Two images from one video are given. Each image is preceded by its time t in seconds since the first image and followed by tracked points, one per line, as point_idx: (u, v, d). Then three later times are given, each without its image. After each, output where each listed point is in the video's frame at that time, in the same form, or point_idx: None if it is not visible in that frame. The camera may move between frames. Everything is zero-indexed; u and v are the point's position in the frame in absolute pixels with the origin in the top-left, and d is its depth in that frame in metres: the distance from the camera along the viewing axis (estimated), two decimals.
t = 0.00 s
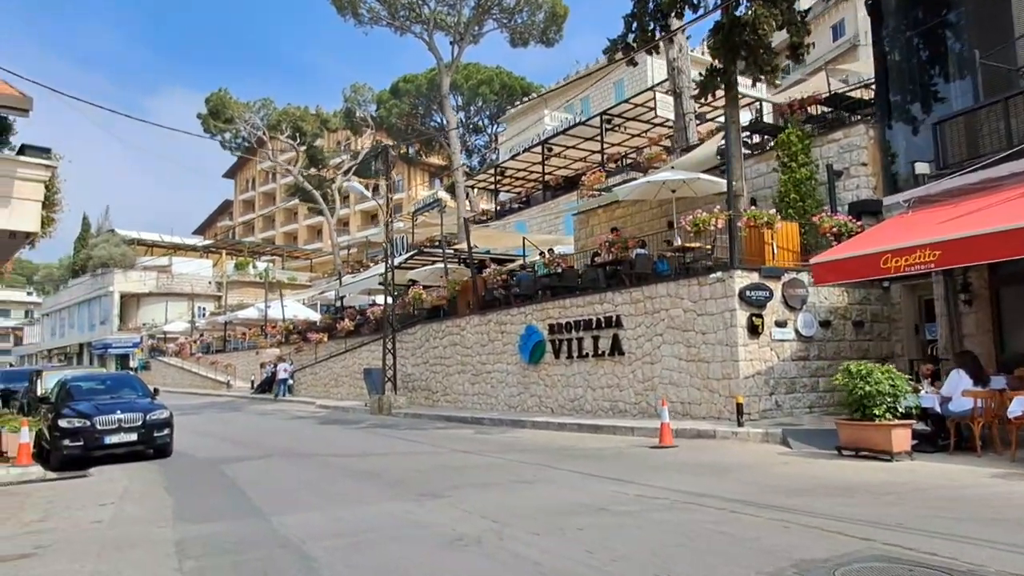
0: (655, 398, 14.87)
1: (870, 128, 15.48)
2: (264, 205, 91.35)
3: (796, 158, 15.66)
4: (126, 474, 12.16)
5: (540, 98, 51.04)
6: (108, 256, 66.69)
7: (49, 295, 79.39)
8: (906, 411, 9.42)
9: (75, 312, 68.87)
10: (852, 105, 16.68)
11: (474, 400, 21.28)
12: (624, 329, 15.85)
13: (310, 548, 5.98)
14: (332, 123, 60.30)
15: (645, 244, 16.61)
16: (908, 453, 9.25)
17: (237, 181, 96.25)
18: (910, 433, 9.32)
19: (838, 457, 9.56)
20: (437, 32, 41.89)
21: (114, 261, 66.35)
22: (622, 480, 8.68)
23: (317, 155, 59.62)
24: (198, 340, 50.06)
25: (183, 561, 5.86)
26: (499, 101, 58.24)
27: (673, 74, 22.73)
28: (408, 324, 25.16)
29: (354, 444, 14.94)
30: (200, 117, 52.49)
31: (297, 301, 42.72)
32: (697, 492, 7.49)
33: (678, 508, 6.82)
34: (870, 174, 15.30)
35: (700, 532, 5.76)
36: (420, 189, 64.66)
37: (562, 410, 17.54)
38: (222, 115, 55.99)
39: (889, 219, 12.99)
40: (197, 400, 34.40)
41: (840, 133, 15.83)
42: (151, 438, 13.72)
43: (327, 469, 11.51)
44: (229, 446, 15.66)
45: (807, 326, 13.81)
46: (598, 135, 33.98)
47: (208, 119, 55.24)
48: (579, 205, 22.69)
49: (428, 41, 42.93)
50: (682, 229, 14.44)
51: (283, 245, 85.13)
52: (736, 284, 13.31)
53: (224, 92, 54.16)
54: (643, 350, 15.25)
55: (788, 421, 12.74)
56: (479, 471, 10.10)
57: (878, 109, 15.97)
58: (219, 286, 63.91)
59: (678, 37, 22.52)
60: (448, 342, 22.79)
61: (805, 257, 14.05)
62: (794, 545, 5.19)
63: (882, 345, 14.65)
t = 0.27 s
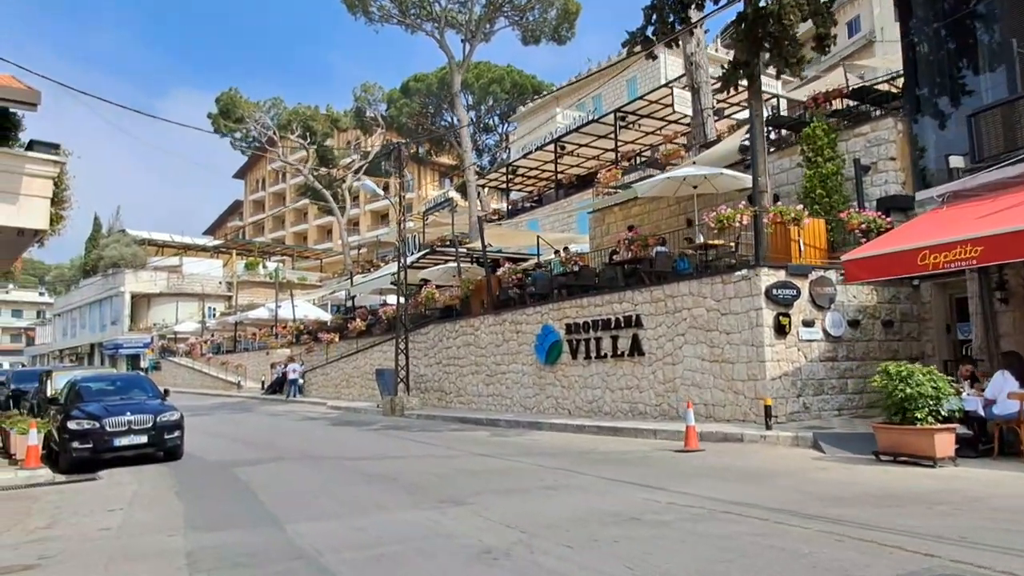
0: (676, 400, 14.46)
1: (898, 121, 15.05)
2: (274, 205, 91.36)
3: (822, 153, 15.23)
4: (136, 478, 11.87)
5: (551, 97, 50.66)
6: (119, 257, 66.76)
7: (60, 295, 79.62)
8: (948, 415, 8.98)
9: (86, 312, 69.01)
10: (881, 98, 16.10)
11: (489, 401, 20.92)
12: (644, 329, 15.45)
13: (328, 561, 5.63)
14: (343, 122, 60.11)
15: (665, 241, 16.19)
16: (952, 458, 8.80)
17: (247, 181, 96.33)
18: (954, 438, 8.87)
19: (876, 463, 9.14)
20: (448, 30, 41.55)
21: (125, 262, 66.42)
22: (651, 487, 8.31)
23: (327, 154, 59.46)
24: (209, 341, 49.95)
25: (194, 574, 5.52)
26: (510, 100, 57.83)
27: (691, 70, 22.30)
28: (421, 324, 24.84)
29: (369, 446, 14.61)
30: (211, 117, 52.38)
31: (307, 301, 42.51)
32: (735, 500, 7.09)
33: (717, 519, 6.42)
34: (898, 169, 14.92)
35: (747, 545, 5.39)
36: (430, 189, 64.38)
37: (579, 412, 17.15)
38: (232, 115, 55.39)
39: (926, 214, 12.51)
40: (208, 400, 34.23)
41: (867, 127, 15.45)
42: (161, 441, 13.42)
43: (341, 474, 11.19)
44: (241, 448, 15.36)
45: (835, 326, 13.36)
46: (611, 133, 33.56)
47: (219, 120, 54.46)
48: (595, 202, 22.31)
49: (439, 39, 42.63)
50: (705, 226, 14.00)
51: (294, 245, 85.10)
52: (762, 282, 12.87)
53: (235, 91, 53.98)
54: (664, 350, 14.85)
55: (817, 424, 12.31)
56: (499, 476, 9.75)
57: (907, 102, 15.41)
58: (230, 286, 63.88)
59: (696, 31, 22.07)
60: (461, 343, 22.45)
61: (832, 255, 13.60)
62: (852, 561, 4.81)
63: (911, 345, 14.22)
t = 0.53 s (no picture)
0: (693, 399, 14.09)
1: (920, 113, 14.72)
2: (278, 206, 91.19)
3: (841, 146, 14.84)
4: (140, 481, 11.55)
5: (557, 95, 50.33)
6: (123, 258, 66.59)
7: (65, 297, 79.58)
8: (987, 414, 8.62)
9: (91, 313, 68.87)
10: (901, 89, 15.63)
11: (498, 402, 20.58)
12: (659, 326, 15.10)
13: (344, 570, 5.30)
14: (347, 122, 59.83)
15: (680, 237, 15.82)
16: (991, 459, 8.44)
17: (251, 182, 96.21)
18: (993, 438, 8.51)
19: (909, 464, 8.79)
20: (452, 28, 41.25)
21: (129, 263, 66.24)
22: (678, 490, 7.95)
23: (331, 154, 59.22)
24: (213, 342, 49.72)
25: None
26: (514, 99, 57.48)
27: (702, 64, 21.92)
28: (428, 324, 24.51)
29: (378, 447, 14.27)
30: (214, 117, 52.15)
31: (312, 302, 42.24)
32: (770, 504, 6.73)
33: (754, 525, 6.06)
34: (920, 162, 14.56)
35: (793, 554, 5.04)
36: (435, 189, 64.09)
37: (592, 411, 16.79)
38: (236, 115, 55.43)
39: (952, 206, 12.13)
40: (213, 402, 33.98)
41: (888, 119, 15.11)
42: (166, 443, 13.10)
43: (352, 476, 10.87)
44: (247, 450, 15.04)
45: (858, 322, 12.98)
46: (619, 131, 33.19)
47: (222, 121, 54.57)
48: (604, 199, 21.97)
49: (444, 37, 42.34)
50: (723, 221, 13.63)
51: (298, 246, 84.88)
52: (783, 278, 12.49)
53: (238, 91, 53.75)
54: (681, 348, 14.49)
55: (841, 424, 11.93)
56: (517, 478, 9.40)
57: (927, 94, 15.03)
58: (234, 287, 63.71)
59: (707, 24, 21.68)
60: (469, 342, 22.11)
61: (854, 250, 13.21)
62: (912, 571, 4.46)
63: (935, 342, 13.83)
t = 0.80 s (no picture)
0: (713, 401, 13.69)
1: (947, 106, 14.22)
2: (284, 205, 91.03)
3: (866, 139, 14.41)
4: (145, 483, 11.23)
5: (566, 93, 49.93)
6: (129, 256, 66.50)
7: (72, 295, 79.60)
8: None
9: (97, 312, 68.82)
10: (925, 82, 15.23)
11: (509, 402, 20.21)
12: (677, 325, 14.69)
13: None
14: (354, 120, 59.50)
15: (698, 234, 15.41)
16: None
17: (258, 181, 96.05)
18: None
19: (948, 470, 8.40)
20: (460, 25, 40.88)
21: (136, 261, 66.14)
22: (708, 498, 7.57)
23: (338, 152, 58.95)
24: (220, 340, 49.48)
25: None
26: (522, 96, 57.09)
27: (716, 58, 21.49)
28: (438, 322, 24.16)
29: (389, 449, 13.93)
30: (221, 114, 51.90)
31: (319, 300, 41.95)
32: (810, 515, 6.34)
33: (798, 538, 5.68)
34: (947, 156, 14.08)
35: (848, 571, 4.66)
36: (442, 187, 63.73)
37: (607, 413, 16.40)
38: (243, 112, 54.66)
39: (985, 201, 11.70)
40: (219, 401, 33.70)
41: (913, 113, 14.62)
42: (172, 443, 12.78)
43: (363, 480, 10.52)
44: (255, 450, 14.72)
45: (885, 322, 12.55)
46: (630, 127, 32.75)
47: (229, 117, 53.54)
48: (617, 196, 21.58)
49: (452, 34, 41.97)
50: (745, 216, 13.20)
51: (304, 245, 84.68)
52: (809, 275, 12.07)
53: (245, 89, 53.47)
54: (699, 348, 14.08)
55: (869, 427, 11.51)
56: (536, 482, 9.04)
57: (954, 87, 14.58)
58: (241, 286, 63.52)
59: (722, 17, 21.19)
60: (480, 341, 21.75)
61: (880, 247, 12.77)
62: None
63: (963, 343, 13.41)
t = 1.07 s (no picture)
0: (737, 400, 13.24)
1: (979, 96, 13.71)
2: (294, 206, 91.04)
3: (896, 130, 13.96)
4: (155, 485, 10.91)
5: (577, 91, 49.55)
6: (141, 256, 66.57)
7: (84, 295, 79.86)
8: None
9: (109, 312, 68.96)
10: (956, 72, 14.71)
11: (524, 402, 19.81)
12: (699, 323, 14.25)
13: None
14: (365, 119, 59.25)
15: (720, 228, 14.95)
16: None
17: (268, 181, 96.13)
18: None
19: (995, 473, 7.96)
20: (471, 23, 40.52)
21: (147, 262, 66.19)
22: (744, 502, 7.17)
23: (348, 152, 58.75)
24: (230, 341, 49.33)
25: None
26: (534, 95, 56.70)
27: (736, 51, 20.89)
28: (450, 321, 23.80)
29: (404, 449, 13.56)
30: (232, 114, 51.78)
31: (330, 300, 41.69)
32: (858, 523, 5.93)
33: (853, 548, 5.26)
34: (981, 147, 13.58)
35: None
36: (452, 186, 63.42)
37: (625, 413, 15.97)
38: (254, 112, 54.37)
39: None
40: (230, 401, 33.45)
41: (945, 102, 14.13)
42: (182, 444, 12.46)
43: (378, 482, 10.16)
44: (267, 451, 14.40)
45: (918, 318, 12.09)
46: (644, 124, 32.29)
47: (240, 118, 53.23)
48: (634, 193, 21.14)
49: (463, 32, 41.63)
50: (771, 210, 12.75)
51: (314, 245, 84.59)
52: (839, 270, 11.63)
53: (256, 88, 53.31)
54: (723, 346, 13.63)
55: (904, 428, 11.05)
56: (559, 485, 8.65)
57: (986, 77, 14.09)
58: (251, 286, 63.44)
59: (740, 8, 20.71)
60: (494, 340, 21.36)
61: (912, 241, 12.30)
62: None
63: (999, 341, 12.91)
